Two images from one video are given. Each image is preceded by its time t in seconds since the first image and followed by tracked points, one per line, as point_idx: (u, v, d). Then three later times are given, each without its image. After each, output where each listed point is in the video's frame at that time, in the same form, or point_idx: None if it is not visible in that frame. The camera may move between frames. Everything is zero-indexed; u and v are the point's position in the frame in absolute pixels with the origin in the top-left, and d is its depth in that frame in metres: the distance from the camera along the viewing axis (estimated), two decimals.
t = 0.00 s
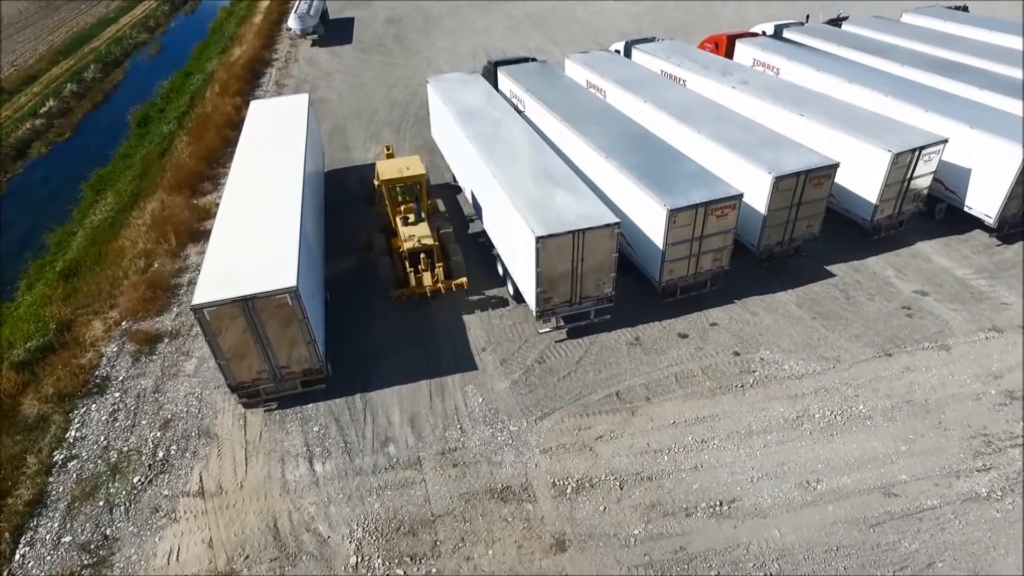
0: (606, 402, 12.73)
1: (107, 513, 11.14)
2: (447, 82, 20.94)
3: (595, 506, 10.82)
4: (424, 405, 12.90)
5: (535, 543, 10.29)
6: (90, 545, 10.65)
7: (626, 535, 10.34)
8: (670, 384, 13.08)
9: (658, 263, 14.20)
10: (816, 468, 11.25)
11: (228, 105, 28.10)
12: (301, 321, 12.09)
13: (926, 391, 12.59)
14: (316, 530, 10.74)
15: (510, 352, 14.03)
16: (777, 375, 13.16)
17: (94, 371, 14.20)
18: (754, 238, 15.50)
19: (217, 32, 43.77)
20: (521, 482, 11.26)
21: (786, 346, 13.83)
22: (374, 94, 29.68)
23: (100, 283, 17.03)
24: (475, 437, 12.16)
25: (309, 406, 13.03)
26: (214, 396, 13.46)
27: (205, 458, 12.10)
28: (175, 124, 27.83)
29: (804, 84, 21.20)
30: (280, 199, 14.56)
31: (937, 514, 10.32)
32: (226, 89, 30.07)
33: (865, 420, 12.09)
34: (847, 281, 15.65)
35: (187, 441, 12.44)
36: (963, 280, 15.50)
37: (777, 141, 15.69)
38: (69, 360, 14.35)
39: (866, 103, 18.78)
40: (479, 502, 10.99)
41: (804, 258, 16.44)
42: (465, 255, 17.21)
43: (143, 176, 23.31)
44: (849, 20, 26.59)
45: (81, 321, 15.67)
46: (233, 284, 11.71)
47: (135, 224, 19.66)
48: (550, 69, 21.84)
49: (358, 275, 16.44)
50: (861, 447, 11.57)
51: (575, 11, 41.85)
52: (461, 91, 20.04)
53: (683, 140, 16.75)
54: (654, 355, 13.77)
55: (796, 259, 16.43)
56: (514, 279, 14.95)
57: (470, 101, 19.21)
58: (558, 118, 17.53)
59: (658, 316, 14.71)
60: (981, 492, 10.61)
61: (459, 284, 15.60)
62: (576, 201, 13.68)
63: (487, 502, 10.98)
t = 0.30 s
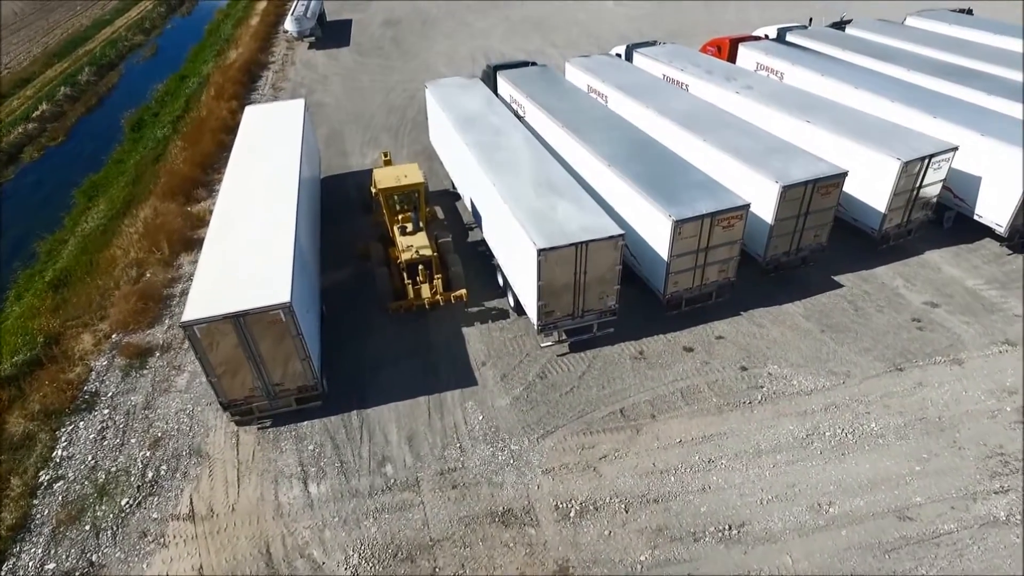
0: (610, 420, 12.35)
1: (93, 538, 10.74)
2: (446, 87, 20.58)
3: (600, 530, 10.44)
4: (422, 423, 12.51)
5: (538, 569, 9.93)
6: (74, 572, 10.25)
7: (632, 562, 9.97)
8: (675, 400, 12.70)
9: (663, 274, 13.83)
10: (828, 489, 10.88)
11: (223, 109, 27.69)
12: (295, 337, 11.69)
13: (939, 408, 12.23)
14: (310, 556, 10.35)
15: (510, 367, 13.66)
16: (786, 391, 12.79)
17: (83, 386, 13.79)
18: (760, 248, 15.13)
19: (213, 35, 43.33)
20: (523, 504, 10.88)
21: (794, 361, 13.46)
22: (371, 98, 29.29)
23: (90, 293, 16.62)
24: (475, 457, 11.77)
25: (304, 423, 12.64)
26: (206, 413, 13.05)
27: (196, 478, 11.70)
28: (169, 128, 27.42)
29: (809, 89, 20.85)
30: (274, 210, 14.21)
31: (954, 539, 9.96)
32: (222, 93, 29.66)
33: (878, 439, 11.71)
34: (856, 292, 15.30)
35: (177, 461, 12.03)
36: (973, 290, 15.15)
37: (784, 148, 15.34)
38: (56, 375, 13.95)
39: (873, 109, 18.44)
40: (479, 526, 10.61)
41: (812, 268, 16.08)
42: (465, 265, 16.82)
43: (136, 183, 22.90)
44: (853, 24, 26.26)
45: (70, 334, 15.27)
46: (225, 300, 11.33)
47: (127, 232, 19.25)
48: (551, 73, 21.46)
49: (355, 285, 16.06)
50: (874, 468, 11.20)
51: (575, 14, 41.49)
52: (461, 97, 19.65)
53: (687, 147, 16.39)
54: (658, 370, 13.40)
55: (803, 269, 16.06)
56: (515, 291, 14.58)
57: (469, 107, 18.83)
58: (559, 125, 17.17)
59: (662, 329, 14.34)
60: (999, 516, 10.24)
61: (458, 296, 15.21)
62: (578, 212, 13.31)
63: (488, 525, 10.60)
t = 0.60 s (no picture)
0: (614, 441, 11.92)
1: (75, 568, 10.30)
2: (444, 92, 20.14)
3: (604, 560, 10.02)
4: (419, 443, 12.07)
5: None
6: None
7: None
8: (681, 420, 12.29)
9: (667, 288, 13.42)
10: (841, 515, 10.47)
11: (217, 114, 27.23)
12: (287, 357, 11.26)
13: (955, 428, 11.82)
14: None
15: (510, 385, 13.22)
16: (796, 410, 12.38)
17: (68, 405, 13.33)
18: (767, 260, 14.73)
19: (208, 37, 42.86)
20: (524, 531, 10.46)
21: (803, 378, 13.05)
22: (368, 102, 28.84)
23: (78, 306, 16.16)
24: (474, 480, 11.34)
25: (297, 444, 12.20)
26: (195, 433, 12.60)
27: (184, 503, 11.26)
28: (162, 133, 26.96)
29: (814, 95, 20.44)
30: (267, 222, 13.78)
31: (974, 570, 9.56)
32: (216, 97, 29.20)
33: (892, 462, 11.29)
34: (865, 305, 14.91)
35: (165, 485, 11.59)
36: (986, 303, 14.76)
37: (791, 157, 14.92)
38: (41, 393, 13.49)
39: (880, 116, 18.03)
40: (479, 554, 10.18)
41: (819, 279, 15.68)
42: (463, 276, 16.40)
43: (128, 190, 22.43)
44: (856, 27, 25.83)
45: (56, 349, 14.81)
46: (213, 318, 10.90)
47: (118, 241, 18.79)
48: (551, 78, 21.04)
49: (350, 298, 15.63)
50: (888, 491, 10.79)
51: (574, 16, 41.08)
52: (459, 102, 19.22)
53: (691, 156, 15.97)
54: (663, 387, 12.99)
55: (810, 281, 15.67)
56: (515, 304, 14.15)
57: (467, 113, 18.40)
58: (560, 132, 16.76)
59: (666, 344, 13.94)
60: (1021, 544, 9.83)
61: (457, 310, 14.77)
62: (580, 224, 12.89)
63: (488, 554, 10.18)
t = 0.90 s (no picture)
0: (619, 465, 11.48)
1: None
2: (441, 98, 19.68)
3: None
4: (417, 468, 11.61)
5: None
6: None
7: None
8: (689, 442, 11.84)
9: (673, 305, 12.98)
10: (857, 545, 10.03)
11: (211, 120, 26.74)
12: (279, 380, 10.79)
13: (972, 451, 11.40)
14: None
15: (511, 405, 12.76)
16: (807, 432, 11.94)
17: (51, 427, 12.82)
18: (775, 274, 14.30)
19: (203, 39, 42.33)
20: (527, 564, 10.00)
21: (814, 397, 12.62)
22: (364, 107, 28.37)
23: (65, 321, 15.66)
24: (474, 508, 10.88)
25: (290, 468, 11.74)
26: (184, 457, 12.11)
27: (170, 533, 10.77)
28: (155, 139, 26.44)
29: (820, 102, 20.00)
30: (258, 237, 13.31)
31: None
32: (210, 102, 28.68)
33: (908, 487, 10.85)
34: (875, 320, 14.49)
35: (151, 513, 11.10)
36: (1000, 318, 14.35)
37: (799, 167, 14.49)
38: (23, 414, 12.99)
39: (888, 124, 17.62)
40: None
41: (828, 293, 15.26)
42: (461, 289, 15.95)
43: (118, 198, 21.90)
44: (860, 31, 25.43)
45: (41, 367, 14.32)
46: (200, 341, 10.44)
47: (106, 252, 18.28)
48: (551, 84, 20.56)
49: (345, 312, 15.17)
50: (905, 520, 10.35)
51: (573, 18, 40.64)
52: (457, 109, 18.74)
53: (695, 166, 15.53)
54: (669, 408, 12.53)
55: (819, 294, 15.24)
56: (515, 321, 13.69)
57: (466, 121, 17.92)
58: (561, 141, 16.31)
59: (672, 363, 13.48)
60: None
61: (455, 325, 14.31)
62: (583, 239, 12.44)
63: None
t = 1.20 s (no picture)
0: (626, 493, 11.02)
1: None
2: (440, 105, 19.20)
3: None
4: (415, 497, 11.13)
5: None
6: None
7: None
8: (698, 468, 11.39)
9: (681, 323, 12.53)
10: None
11: (205, 126, 26.25)
12: (270, 408, 10.32)
13: (994, 478, 10.96)
14: None
15: (512, 428, 12.29)
16: (820, 457, 11.50)
17: (34, 452, 12.32)
18: (785, 290, 13.85)
19: (198, 42, 41.80)
20: None
21: (827, 420, 12.18)
22: (361, 112, 27.88)
23: (51, 338, 15.17)
24: (475, 540, 10.41)
25: (282, 497, 11.25)
26: (172, 484, 11.61)
27: (157, 568, 10.28)
28: (147, 145, 25.92)
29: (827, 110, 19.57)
30: (250, 253, 12.87)
31: None
32: (204, 107, 28.16)
33: (928, 518, 10.40)
34: (888, 337, 14.05)
35: (137, 546, 10.61)
36: (1016, 335, 13.91)
37: (809, 179, 14.04)
38: (5, 439, 12.49)
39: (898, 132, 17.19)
40: None
41: (839, 309, 14.82)
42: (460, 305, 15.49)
43: (109, 208, 21.39)
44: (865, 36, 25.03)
45: (25, 388, 13.83)
46: (187, 366, 9.98)
47: (95, 264, 17.77)
48: (552, 90, 20.08)
49: (341, 329, 14.70)
50: (927, 553, 9.89)
51: (573, 21, 40.16)
52: (456, 117, 18.26)
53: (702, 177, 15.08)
54: (677, 432, 12.08)
55: (829, 310, 14.80)
56: (517, 339, 13.22)
57: (465, 129, 17.44)
58: (563, 151, 15.84)
59: (679, 383, 13.05)
60: None
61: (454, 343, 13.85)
62: (588, 256, 11.98)
63: None
